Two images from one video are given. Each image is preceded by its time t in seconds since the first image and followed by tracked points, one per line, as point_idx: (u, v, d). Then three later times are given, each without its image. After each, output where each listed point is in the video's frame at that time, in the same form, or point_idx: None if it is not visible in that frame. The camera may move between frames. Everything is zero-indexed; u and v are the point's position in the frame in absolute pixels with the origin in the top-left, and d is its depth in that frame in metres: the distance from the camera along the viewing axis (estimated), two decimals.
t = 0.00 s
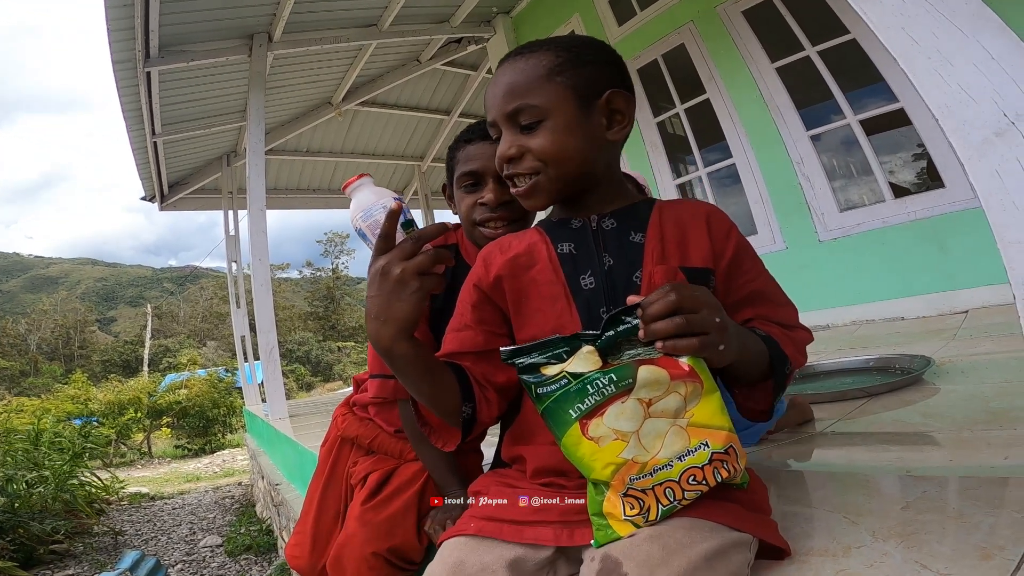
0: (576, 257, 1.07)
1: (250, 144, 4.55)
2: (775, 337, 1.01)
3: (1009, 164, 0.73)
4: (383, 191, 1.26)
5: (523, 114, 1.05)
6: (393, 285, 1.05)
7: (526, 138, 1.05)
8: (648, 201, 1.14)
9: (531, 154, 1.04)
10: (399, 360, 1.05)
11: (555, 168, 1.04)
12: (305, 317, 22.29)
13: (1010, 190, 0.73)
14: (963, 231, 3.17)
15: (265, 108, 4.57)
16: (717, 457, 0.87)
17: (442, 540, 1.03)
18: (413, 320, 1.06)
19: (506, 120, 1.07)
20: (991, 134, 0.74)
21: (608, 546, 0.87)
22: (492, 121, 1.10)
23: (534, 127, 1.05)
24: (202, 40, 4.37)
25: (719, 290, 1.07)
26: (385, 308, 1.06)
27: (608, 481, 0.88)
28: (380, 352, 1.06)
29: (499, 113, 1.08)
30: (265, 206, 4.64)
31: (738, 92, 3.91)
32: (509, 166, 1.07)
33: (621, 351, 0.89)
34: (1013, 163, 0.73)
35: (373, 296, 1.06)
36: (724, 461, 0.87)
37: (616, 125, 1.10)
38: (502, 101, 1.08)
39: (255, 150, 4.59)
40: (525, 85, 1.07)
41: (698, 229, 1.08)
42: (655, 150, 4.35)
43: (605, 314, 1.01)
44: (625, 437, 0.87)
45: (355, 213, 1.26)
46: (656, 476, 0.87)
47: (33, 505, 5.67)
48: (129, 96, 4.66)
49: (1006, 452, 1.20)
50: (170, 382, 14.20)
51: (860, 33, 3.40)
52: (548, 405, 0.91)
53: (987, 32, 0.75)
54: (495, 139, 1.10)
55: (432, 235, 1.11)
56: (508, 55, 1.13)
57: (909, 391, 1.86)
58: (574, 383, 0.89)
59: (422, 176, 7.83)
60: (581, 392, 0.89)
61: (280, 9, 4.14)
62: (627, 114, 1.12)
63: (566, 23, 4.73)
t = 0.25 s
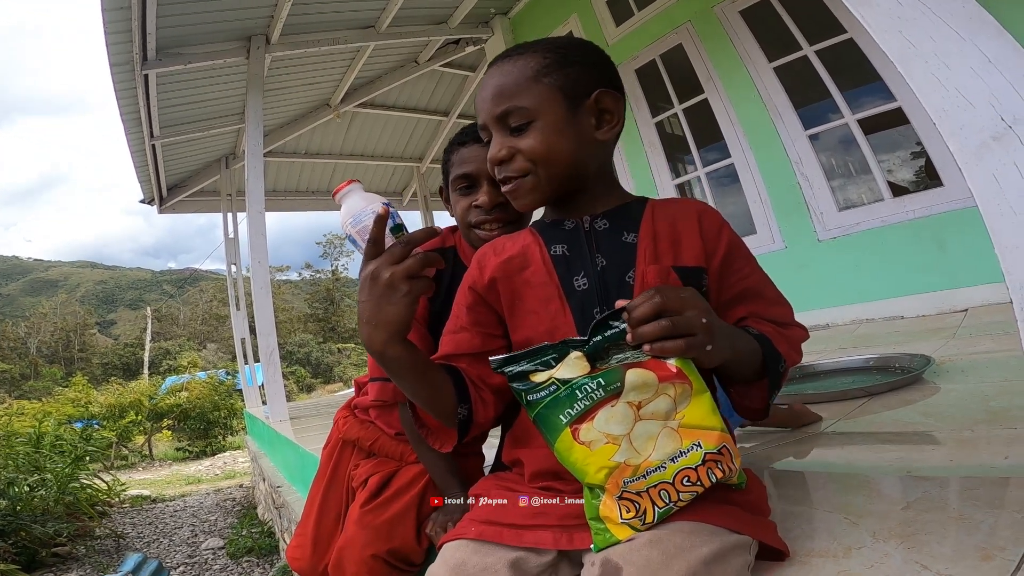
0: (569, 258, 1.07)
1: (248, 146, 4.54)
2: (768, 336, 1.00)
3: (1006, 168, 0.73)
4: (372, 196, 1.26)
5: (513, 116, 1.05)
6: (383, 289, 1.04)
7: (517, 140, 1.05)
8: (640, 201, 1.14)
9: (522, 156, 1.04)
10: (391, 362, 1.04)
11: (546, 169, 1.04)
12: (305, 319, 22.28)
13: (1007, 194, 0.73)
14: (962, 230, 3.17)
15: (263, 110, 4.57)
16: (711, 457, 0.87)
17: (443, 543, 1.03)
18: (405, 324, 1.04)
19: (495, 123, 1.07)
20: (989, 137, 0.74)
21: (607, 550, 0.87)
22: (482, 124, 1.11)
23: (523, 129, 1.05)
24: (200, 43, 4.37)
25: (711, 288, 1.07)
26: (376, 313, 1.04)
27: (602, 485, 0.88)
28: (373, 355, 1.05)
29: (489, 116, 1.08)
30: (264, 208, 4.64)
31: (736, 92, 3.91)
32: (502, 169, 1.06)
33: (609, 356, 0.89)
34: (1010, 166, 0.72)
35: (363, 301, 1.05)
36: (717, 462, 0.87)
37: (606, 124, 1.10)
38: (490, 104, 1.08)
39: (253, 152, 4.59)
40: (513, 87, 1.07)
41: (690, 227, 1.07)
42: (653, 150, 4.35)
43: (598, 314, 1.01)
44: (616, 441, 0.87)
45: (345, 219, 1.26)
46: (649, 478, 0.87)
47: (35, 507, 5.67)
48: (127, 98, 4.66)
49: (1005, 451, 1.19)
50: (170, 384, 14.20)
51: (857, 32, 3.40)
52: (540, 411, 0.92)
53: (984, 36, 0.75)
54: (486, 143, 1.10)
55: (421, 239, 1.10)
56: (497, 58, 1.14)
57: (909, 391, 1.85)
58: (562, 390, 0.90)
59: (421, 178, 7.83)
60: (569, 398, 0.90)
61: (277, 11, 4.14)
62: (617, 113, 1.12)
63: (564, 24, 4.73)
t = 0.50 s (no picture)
0: (563, 258, 1.07)
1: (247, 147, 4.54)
2: (763, 334, 1.01)
3: (1003, 166, 0.73)
4: (368, 196, 1.29)
5: (503, 120, 1.05)
6: (377, 286, 1.04)
7: (508, 144, 1.05)
8: (632, 204, 1.14)
9: (513, 160, 1.04)
10: (384, 360, 1.04)
11: (538, 171, 1.04)
12: (305, 320, 22.27)
13: (1005, 191, 0.73)
14: (961, 228, 3.17)
15: (261, 111, 4.56)
16: (711, 454, 0.86)
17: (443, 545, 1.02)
18: (398, 320, 1.04)
19: (487, 128, 1.07)
20: (987, 135, 0.74)
21: (608, 548, 0.87)
22: (474, 129, 1.10)
23: (513, 133, 1.05)
24: (198, 43, 4.36)
25: (704, 287, 1.07)
26: (369, 309, 1.04)
27: (603, 482, 0.88)
28: (367, 353, 1.06)
29: (480, 121, 1.08)
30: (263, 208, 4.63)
31: (734, 91, 3.91)
32: (493, 173, 1.06)
33: (610, 352, 0.89)
34: (1008, 164, 0.72)
35: (357, 297, 1.05)
36: (717, 458, 0.86)
37: (595, 127, 1.10)
38: (481, 108, 1.08)
39: (252, 152, 4.58)
40: (503, 92, 1.07)
41: (683, 228, 1.08)
42: (652, 149, 4.34)
43: (592, 313, 1.01)
44: (616, 437, 0.87)
45: (340, 219, 1.28)
46: (650, 475, 0.86)
47: (35, 509, 5.66)
48: (124, 99, 4.65)
49: (1004, 449, 1.20)
50: (170, 385, 14.19)
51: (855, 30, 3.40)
52: (540, 408, 0.92)
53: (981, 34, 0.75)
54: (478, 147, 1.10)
55: (416, 236, 1.09)
56: (486, 65, 1.14)
57: (909, 389, 1.85)
58: (563, 386, 0.90)
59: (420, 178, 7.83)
60: (570, 395, 0.90)
61: (275, 11, 4.14)
62: (606, 116, 1.12)
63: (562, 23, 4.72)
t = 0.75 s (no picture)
0: (562, 260, 1.07)
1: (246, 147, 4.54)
2: (771, 330, 1.00)
3: (1003, 167, 0.73)
4: (370, 202, 1.29)
5: (495, 125, 1.05)
6: (375, 291, 1.03)
7: (502, 149, 1.05)
8: (632, 202, 1.13)
9: (507, 165, 1.04)
10: (385, 363, 1.04)
11: (533, 174, 1.05)
12: (304, 320, 22.26)
13: (1005, 192, 0.73)
14: (961, 228, 3.18)
15: (260, 111, 4.56)
16: (714, 457, 0.86)
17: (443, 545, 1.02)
18: (397, 324, 1.05)
19: (480, 134, 1.07)
20: (986, 136, 0.74)
21: (607, 548, 0.87)
22: (467, 135, 1.10)
23: (506, 138, 1.05)
24: (196, 44, 4.36)
25: (708, 285, 1.07)
26: (368, 315, 1.04)
27: (605, 482, 0.88)
28: (368, 355, 1.06)
29: (473, 128, 1.08)
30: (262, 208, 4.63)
31: (734, 91, 3.91)
32: (490, 178, 1.07)
33: (617, 351, 0.90)
34: (1008, 165, 0.73)
35: (356, 304, 1.05)
36: (720, 462, 0.86)
37: (588, 127, 1.10)
38: (473, 115, 1.08)
39: (251, 153, 4.58)
40: (494, 96, 1.07)
41: (684, 227, 1.08)
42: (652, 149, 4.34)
43: (591, 314, 1.01)
44: (621, 438, 0.87)
45: (345, 225, 1.30)
46: (653, 476, 0.86)
47: (35, 509, 5.66)
48: (123, 100, 4.65)
49: (1005, 449, 1.19)
50: (169, 386, 14.19)
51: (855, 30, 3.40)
52: (545, 406, 0.92)
53: (980, 35, 0.75)
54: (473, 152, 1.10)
55: (414, 241, 1.09)
56: (475, 72, 1.14)
57: (909, 389, 1.85)
58: (569, 384, 0.90)
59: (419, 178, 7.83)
60: (576, 393, 0.90)
61: (274, 12, 4.14)
62: (598, 115, 1.12)
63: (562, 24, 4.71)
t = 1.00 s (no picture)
0: (562, 261, 1.07)
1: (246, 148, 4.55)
2: (769, 333, 1.00)
3: (999, 168, 0.76)
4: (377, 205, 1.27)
5: (496, 125, 1.05)
6: (376, 292, 1.04)
7: (502, 149, 1.05)
8: (634, 202, 1.13)
9: (508, 165, 1.04)
10: (386, 364, 1.05)
11: (533, 175, 1.05)
12: (304, 321, 22.27)
13: (1000, 192, 0.76)
14: (961, 228, 3.17)
15: (261, 112, 4.57)
16: (711, 458, 0.86)
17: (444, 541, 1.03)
18: (397, 324, 1.05)
19: (481, 134, 1.07)
20: (982, 138, 0.77)
21: (604, 548, 0.87)
22: (469, 135, 1.10)
23: (506, 138, 1.05)
24: (196, 44, 4.36)
25: (707, 286, 1.06)
26: (370, 315, 1.04)
27: (601, 483, 0.88)
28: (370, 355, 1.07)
29: (474, 128, 1.08)
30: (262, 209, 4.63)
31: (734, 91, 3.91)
32: (490, 178, 1.07)
33: (614, 352, 0.90)
34: (1004, 166, 0.75)
35: (359, 305, 1.06)
36: (717, 463, 0.86)
37: (589, 126, 1.10)
38: (474, 115, 1.08)
39: (251, 154, 4.58)
40: (494, 96, 1.07)
41: (682, 227, 1.08)
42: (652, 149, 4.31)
43: (591, 316, 1.01)
44: (617, 439, 0.87)
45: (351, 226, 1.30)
46: (649, 478, 0.86)
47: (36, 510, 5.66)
48: (123, 100, 4.65)
49: (1005, 448, 1.20)
50: (170, 386, 14.20)
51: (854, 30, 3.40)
52: (541, 408, 0.92)
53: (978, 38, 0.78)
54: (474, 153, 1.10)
55: (412, 242, 1.08)
56: (477, 71, 1.14)
57: (909, 388, 1.85)
58: (566, 386, 0.90)
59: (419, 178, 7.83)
60: (572, 395, 0.90)
61: (274, 12, 4.15)
62: (600, 114, 1.11)
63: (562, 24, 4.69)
